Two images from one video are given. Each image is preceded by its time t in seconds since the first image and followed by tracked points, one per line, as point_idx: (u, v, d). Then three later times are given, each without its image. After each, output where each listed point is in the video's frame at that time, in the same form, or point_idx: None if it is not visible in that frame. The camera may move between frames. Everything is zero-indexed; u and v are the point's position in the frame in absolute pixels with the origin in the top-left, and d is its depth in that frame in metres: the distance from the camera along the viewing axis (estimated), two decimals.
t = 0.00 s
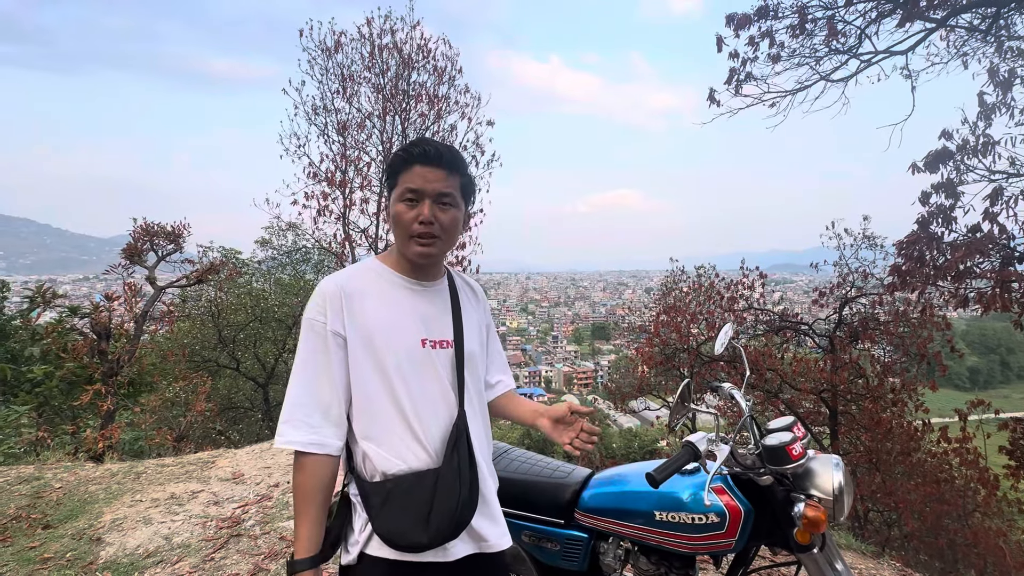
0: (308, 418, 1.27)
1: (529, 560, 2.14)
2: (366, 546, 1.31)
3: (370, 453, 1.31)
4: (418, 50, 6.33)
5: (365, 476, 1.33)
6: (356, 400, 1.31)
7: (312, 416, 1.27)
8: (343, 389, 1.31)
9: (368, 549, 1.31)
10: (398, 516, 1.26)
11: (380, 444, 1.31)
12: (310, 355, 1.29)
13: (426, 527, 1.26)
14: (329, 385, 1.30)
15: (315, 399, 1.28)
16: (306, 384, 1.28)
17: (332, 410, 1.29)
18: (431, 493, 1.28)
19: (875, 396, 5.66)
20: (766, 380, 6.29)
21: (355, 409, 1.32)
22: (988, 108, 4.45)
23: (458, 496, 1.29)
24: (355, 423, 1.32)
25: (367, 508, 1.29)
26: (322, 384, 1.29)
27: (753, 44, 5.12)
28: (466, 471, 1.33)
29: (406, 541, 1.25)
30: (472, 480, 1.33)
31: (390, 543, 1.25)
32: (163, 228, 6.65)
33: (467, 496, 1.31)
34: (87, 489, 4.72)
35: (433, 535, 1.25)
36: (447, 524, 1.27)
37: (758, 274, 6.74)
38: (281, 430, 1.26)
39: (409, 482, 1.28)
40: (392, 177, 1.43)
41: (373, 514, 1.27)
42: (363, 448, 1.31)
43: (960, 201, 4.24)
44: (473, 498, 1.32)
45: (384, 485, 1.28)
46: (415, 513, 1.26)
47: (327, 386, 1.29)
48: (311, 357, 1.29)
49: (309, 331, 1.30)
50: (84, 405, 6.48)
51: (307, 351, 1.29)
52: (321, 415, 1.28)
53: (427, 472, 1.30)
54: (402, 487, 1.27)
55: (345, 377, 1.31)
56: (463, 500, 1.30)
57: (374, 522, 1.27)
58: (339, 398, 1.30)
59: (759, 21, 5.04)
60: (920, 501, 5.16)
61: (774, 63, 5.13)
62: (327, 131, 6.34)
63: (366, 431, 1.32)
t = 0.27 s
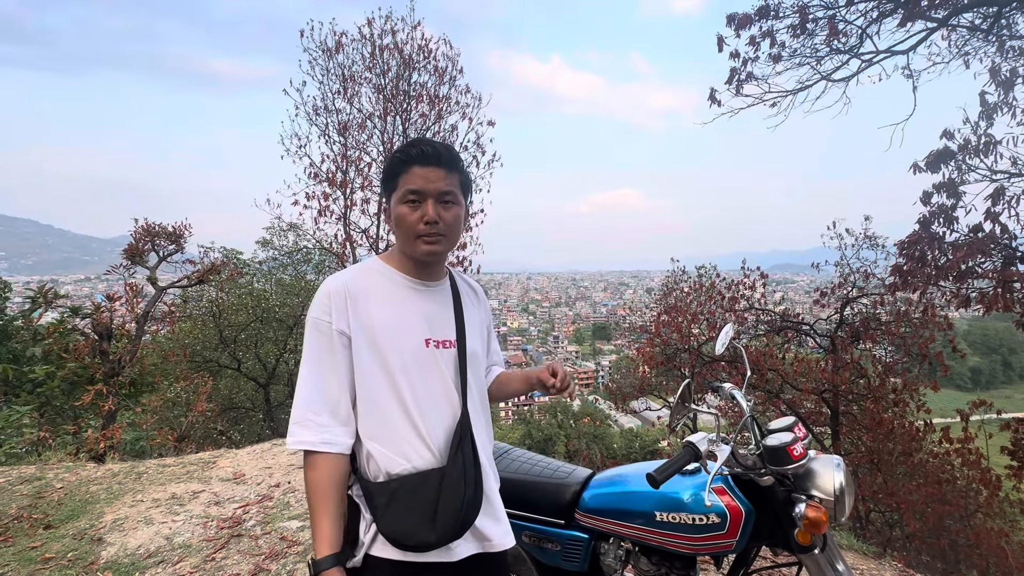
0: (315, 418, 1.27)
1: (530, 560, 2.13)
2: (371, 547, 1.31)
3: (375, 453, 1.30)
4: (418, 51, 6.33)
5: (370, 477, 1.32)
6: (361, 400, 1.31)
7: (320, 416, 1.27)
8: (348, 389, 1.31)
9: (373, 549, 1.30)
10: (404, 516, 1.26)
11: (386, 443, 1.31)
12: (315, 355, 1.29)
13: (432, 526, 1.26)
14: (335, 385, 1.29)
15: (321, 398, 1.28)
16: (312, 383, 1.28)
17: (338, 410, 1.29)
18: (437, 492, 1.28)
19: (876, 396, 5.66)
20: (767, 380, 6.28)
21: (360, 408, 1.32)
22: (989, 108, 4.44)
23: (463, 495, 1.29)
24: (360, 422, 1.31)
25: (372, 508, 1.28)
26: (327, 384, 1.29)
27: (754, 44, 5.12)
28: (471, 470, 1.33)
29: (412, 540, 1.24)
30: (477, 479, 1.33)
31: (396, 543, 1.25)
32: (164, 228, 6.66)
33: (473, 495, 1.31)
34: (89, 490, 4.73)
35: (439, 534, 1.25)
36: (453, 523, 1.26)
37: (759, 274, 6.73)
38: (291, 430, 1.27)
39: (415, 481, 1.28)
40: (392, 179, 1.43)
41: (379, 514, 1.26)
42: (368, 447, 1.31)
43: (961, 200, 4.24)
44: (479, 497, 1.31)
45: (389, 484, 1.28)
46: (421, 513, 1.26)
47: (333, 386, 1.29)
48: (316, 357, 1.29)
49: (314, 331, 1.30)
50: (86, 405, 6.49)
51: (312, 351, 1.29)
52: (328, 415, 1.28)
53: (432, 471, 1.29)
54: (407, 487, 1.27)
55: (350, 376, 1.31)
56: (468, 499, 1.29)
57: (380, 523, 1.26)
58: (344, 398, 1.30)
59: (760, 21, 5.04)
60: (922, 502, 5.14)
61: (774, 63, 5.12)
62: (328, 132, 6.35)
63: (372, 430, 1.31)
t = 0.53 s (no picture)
0: (319, 420, 1.27)
1: (531, 561, 2.13)
2: (374, 550, 1.31)
3: (378, 454, 1.31)
4: (420, 52, 6.34)
5: (373, 479, 1.32)
6: (363, 401, 1.31)
7: (326, 418, 1.28)
8: (350, 390, 1.31)
9: (376, 551, 1.30)
10: (407, 517, 1.26)
11: (388, 443, 1.31)
12: (318, 356, 1.30)
13: (436, 526, 1.25)
14: (338, 385, 1.30)
15: (323, 399, 1.28)
16: (314, 385, 1.28)
17: (340, 411, 1.30)
18: (439, 493, 1.27)
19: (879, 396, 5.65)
20: (769, 380, 6.26)
21: (362, 409, 1.32)
22: (991, 108, 4.43)
23: (466, 495, 1.28)
24: (362, 423, 1.32)
25: (374, 510, 1.28)
26: (330, 386, 1.30)
27: (755, 44, 5.12)
28: (473, 470, 1.32)
29: (415, 541, 1.24)
30: (479, 480, 1.33)
31: (400, 545, 1.25)
32: (166, 229, 6.66)
33: (475, 494, 1.30)
34: (91, 490, 4.73)
35: (442, 535, 1.25)
36: (456, 524, 1.26)
37: (761, 274, 6.73)
38: (296, 432, 1.27)
39: (418, 482, 1.28)
40: (385, 182, 1.43)
41: (382, 516, 1.27)
42: (371, 448, 1.31)
43: (964, 201, 4.23)
44: (482, 496, 1.31)
45: (392, 485, 1.28)
46: (424, 513, 1.26)
47: (335, 388, 1.30)
48: (318, 358, 1.30)
49: (317, 333, 1.31)
50: (88, 406, 6.50)
51: (314, 352, 1.30)
52: (332, 416, 1.28)
53: (434, 471, 1.29)
54: (410, 487, 1.27)
55: (352, 377, 1.31)
56: (470, 500, 1.29)
57: (384, 526, 1.26)
58: (346, 398, 1.30)
59: (761, 21, 5.05)
60: (924, 503, 5.11)
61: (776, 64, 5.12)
62: (330, 133, 6.36)
63: (374, 431, 1.31)
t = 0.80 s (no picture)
0: (318, 421, 1.27)
1: (534, 562, 2.13)
2: (376, 550, 1.31)
3: (380, 455, 1.31)
4: (422, 53, 6.35)
5: (375, 479, 1.32)
6: (365, 402, 1.31)
7: (324, 419, 1.28)
8: (352, 392, 1.31)
9: (378, 552, 1.30)
10: (410, 517, 1.26)
11: (390, 444, 1.31)
12: (319, 358, 1.30)
13: (439, 526, 1.25)
14: (339, 387, 1.30)
15: (325, 401, 1.28)
16: (315, 386, 1.28)
17: (342, 412, 1.30)
18: (442, 494, 1.27)
19: (882, 398, 5.64)
20: (772, 382, 6.25)
21: (364, 411, 1.32)
22: (995, 108, 4.42)
23: (469, 495, 1.29)
24: (364, 424, 1.32)
25: (377, 510, 1.28)
26: (332, 387, 1.30)
27: (757, 45, 5.11)
28: (476, 470, 1.32)
29: (418, 541, 1.24)
30: (482, 480, 1.33)
31: (403, 545, 1.25)
32: (169, 231, 6.68)
33: (478, 495, 1.31)
34: (94, 490, 4.75)
35: (445, 535, 1.25)
36: (459, 524, 1.26)
37: (763, 275, 6.72)
38: (294, 432, 1.27)
39: (420, 483, 1.28)
40: (390, 183, 1.43)
41: (384, 516, 1.27)
42: (373, 449, 1.31)
43: (967, 201, 4.21)
44: (485, 496, 1.31)
45: (394, 486, 1.28)
46: (427, 513, 1.26)
47: (337, 390, 1.30)
48: (319, 360, 1.30)
49: (318, 334, 1.31)
50: (91, 406, 6.51)
51: (316, 354, 1.30)
52: (332, 417, 1.29)
53: (437, 472, 1.29)
54: (412, 488, 1.27)
55: (354, 379, 1.32)
56: (473, 499, 1.29)
57: (386, 526, 1.26)
58: (347, 400, 1.30)
59: (763, 22, 5.05)
60: (928, 505, 5.10)
61: (778, 64, 5.12)
62: (332, 134, 6.37)
63: (376, 432, 1.31)
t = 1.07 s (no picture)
0: (318, 424, 1.28)
1: (537, 564, 2.12)
2: (380, 551, 1.31)
3: (382, 456, 1.31)
4: (425, 55, 6.36)
5: (378, 480, 1.33)
6: (366, 404, 1.32)
7: (323, 421, 1.28)
8: (353, 394, 1.31)
9: (383, 553, 1.31)
10: (413, 518, 1.26)
11: (392, 446, 1.32)
12: (320, 361, 1.30)
13: (442, 527, 1.26)
14: (341, 389, 1.31)
15: (326, 404, 1.29)
16: (316, 389, 1.29)
17: (344, 415, 1.30)
18: (445, 494, 1.28)
19: (886, 400, 5.62)
20: (775, 383, 6.23)
21: (365, 413, 1.32)
22: (999, 109, 4.40)
23: (472, 496, 1.29)
24: (366, 426, 1.32)
25: (382, 511, 1.29)
26: (332, 390, 1.30)
27: (760, 46, 5.11)
28: (479, 471, 1.33)
29: (422, 542, 1.24)
30: (485, 481, 1.33)
31: (407, 546, 1.25)
32: (173, 232, 6.70)
33: (481, 495, 1.31)
34: (99, 491, 4.76)
35: (449, 535, 1.25)
36: (462, 524, 1.26)
37: (766, 277, 6.72)
38: (296, 435, 1.27)
39: (423, 484, 1.28)
40: (393, 186, 1.44)
41: (388, 517, 1.27)
42: (375, 451, 1.32)
43: (972, 203, 4.20)
44: (488, 497, 1.31)
45: (397, 487, 1.28)
46: (430, 514, 1.26)
47: (338, 392, 1.30)
48: (320, 363, 1.30)
49: (319, 337, 1.31)
50: (96, 407, 6.53)
51: (317, 357, 1.31)
52: (333, 419, 1.29)
53: (440, 473, 1.29)
54: (415, 489, 1.27)
55: (355, 381, 1.32)
56: (476, 500, 1.29)
57: (390, 527, 1.27)
58: (349, 402, 1.31)
59: (766, 23, 5.06)
60: (933, 507, 5.08)
61: (781, 65, 5.12)
62: (335, 136, 6.38)
63: (378, 433, 1.32)
